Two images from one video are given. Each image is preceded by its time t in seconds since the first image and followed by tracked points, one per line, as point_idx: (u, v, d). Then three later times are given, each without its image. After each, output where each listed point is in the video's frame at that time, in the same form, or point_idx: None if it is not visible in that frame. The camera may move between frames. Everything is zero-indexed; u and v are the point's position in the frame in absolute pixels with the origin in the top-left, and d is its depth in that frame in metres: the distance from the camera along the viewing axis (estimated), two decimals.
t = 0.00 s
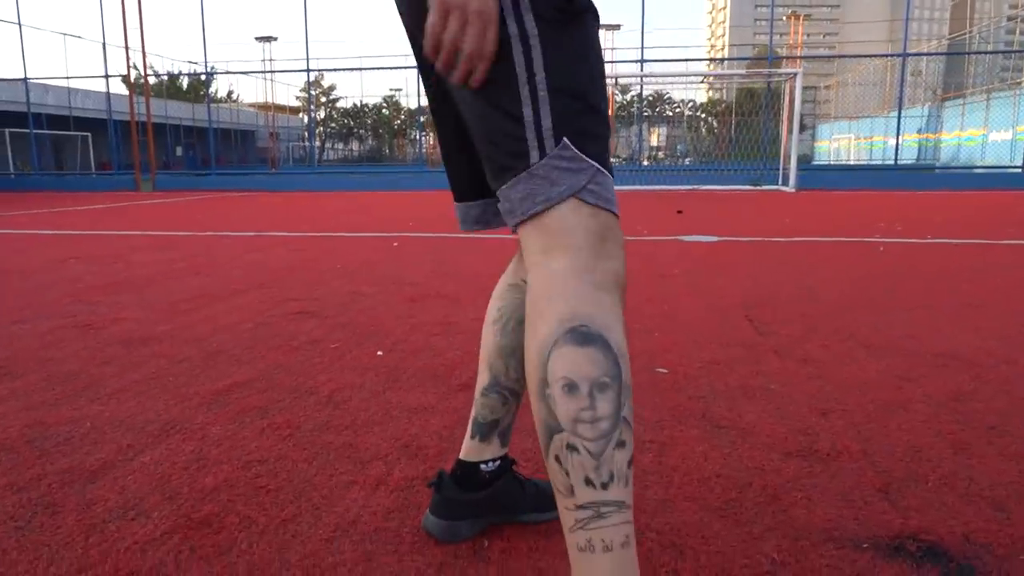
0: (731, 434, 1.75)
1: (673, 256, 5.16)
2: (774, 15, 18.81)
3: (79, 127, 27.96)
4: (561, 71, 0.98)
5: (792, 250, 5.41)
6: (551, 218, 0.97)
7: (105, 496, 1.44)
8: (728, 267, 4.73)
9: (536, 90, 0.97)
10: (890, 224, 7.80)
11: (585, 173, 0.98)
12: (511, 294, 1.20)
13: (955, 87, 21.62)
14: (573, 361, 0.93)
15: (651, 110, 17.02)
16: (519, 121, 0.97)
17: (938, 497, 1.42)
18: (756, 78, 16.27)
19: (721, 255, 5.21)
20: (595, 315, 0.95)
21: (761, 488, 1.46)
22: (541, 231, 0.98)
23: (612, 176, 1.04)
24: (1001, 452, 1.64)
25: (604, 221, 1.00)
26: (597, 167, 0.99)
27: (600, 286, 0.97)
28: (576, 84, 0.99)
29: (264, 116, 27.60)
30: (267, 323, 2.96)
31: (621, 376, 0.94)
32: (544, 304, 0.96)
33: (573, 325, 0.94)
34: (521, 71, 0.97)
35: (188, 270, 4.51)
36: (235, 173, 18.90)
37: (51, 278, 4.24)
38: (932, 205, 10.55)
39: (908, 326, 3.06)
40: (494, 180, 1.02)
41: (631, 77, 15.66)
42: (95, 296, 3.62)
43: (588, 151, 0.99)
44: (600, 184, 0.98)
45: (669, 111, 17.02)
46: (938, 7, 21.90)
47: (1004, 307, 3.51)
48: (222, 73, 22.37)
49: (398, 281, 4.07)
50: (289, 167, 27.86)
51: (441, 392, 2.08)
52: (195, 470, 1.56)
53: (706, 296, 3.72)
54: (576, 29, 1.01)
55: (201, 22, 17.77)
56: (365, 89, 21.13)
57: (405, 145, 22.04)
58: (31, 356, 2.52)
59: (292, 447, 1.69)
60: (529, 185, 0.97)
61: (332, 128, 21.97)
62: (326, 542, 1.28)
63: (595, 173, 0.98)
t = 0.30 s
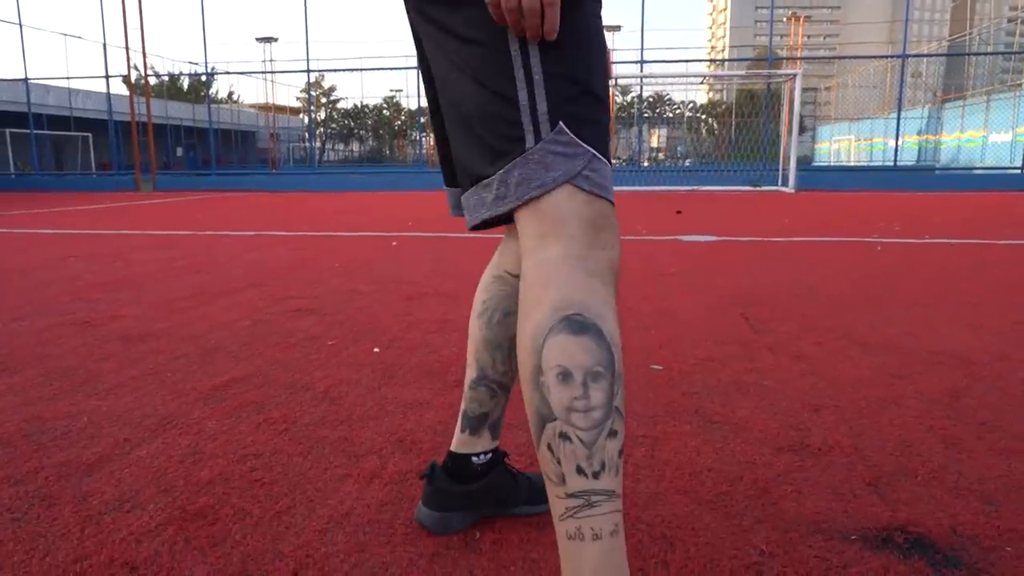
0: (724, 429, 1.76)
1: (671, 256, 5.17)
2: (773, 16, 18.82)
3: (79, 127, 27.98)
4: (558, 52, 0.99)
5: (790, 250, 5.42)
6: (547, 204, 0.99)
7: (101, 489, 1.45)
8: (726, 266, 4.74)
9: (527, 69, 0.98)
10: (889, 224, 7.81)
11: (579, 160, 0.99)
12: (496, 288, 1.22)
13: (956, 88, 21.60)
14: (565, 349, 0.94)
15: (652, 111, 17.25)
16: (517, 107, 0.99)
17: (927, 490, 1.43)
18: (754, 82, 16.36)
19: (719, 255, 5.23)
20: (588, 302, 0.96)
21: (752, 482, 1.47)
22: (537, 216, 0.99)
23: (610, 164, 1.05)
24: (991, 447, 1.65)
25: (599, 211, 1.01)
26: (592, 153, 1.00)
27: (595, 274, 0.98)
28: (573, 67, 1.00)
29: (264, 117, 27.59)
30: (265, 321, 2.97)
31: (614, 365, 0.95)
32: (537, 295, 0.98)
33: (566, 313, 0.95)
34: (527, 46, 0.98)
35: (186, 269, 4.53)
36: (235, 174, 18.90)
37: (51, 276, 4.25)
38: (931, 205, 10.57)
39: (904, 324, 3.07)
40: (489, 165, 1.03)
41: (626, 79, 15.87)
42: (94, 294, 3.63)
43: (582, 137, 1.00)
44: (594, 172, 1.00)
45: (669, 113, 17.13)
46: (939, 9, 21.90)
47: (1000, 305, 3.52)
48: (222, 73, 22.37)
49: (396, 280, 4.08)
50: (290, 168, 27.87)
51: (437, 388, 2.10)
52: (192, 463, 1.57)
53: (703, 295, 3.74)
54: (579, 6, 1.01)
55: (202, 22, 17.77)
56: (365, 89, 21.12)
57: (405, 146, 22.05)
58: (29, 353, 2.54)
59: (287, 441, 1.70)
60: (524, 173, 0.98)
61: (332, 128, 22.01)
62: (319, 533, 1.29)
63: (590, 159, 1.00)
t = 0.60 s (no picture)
0: (709, 440, 1.84)
1: (666, 262, 5.24)
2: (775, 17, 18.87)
3: (82, 128, 28.08)
4: (553, 90, 1.02)
5: (785, 256, 5.48)
6: (547, 238, 1.04)
7: (116, 498, 1.53)
8: (722, 273, 4.81)
9: (525, 108, 1.01)
10: (886, 228, 7.88)
11: (576, 195, 1.03)
12: (465, 312, 1.30)
13: (957, 89, 21.65)
14: (559, 378, 1.01)
15: (653, 112, 17.09)
16: (513, 144, 1.03)
17: (898, 500, 1.51)
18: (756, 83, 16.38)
19: (714, 261, 5.29)
20: (580, 331, 1.02)
21: (731, 492, 1.55)
22: (539, 249, 1.05)
23: (608, 195, 1.09)
24: (965, 457, 1.73)
25: (595, 245, 1.06)
26: (589, 189, 1.04)
27: (589, 307, 1.04)
28: (570, 101, 1.03)
29: (267, 119, 27.66)
30: (268, 330, 3.05)
31: (604, 394, 1.02)
32: (533, 326, 1.04)
33: (562, 343, 1.02)
34: (524, 81, 1.01)
35: (189, 276, 4.62)
36: (237, 175, 18.97)
37: (58, 283, 4.34)
38: (930, 209, 10.60)
39: (893, 333, 3.14)
40: (490, 198, 1.07)
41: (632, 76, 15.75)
42: (101, 302, 3.72)
43: (579, 173, 1.04)
44: (590, 206, 1.04)
45: (671, 113, 17.12)
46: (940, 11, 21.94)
47: (989, 312, 3.59)
48: (224, 75, 22.45)
49: (396, 287, 4.16)
50: (292, 169, 27.97)
51: (435, 398, 2.17)
52: (200, 473, 1.66)
53: (697, 303, 3.81)
54: (572, 42, 1.04)
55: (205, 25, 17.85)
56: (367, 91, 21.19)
57: (407, 147, 22.15)
58: (41, 362, 2.62)
59: (291, 451, 1.79)
60: (523, 212, 1.03)
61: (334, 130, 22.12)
62: (321, 541, 1.37)
63: (587, 193, 1.04)
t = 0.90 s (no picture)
0: (648, 491, 2.23)
1: (641, 298, 5.62)
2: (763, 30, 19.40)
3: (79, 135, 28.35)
4: (517, 278, 1.40)
5: (753, 290, 5.88)
6: (508, 381, 1.43)
7: (163, 545, 1.92)
8: (692, 309, 5.19)
9: (497, 290, 1.39)
10: (857, 255, 8.28)
11: (529, 351, 1.42)
12: (426, 407, 1.70)
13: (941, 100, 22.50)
14: (512, 485, 1.41)
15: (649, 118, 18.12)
16: (486, 314, 1.40)
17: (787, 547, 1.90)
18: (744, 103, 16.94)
19: (686, 296, 5.67)
20: (528, 450, 1.42)
21: (657, 539, 1.94)
22: (502, 389, 1.44)
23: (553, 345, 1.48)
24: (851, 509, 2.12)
25: (541, 386, 1.45)
26: (539, 346, 1.43)
27: (536, 432, 1.44)
28: (526, 283, 1.41)
29: (263, 125, 28.04)
30: (275, 377, 3.42)
31: (545, 496, 1.42)
32: (494, 444, 1.44)
33: (516, 459, 1.41)
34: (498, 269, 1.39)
35: (198, 312, 4.98)
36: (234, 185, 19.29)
37: (76, 321, 4.69)
38: (904, 230, 11.04)
39: (832, 377, 3.52)
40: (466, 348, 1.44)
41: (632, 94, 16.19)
42: (120, 344, 4.08)
43: (532, 335, 1.42)
44: (539, 359, 1.43)
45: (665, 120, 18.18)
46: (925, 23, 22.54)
47: (924, 354, 3.98)
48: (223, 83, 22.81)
49: (390, 326, 4.54)
50: (288, 177, 28.28)
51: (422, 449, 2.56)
52: (230, 522, 2.04)
53: (663, 344, 4.19)
54: (530, 240, 1.42)
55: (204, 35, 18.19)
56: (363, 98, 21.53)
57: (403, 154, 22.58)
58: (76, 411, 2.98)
59: (303, 501, 2.17)
60: (491, 363, 1.41)
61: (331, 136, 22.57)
62: None
63: (537, 349, 1.43)
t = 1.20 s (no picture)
0: (600, 521, 2.76)
1: (619, 331, 6.13)
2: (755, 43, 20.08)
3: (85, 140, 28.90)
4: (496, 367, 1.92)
5: (723, 321, 6.39)
6: (481, 446, 1.94)
7: (212, 566, 2.45)
8: (664, 342, 5.71)
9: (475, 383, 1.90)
10: (829, 279, 8.81)
11: (493, 423, 1.93)
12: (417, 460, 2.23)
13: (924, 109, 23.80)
14: (485, 518, 1.93)
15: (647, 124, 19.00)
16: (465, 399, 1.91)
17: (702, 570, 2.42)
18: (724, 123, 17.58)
19: (660, 328, 6.19)
20: (496, 493, 1.94)
21: (601, 562, 2.47)
22: (477, 450, 1.95)
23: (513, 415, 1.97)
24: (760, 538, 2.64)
25: (506, 446, 1.96)
26: (503, 419, 1.93)
27: (502, 481, 1.95)
28: (494, 375, 1.92)
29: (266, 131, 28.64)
30: (290, 413, 3.93)
31: (507, 526, 1.94)
32: (472, 490, 1.96)
33: (486, 501, 1.93)
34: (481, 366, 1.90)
35: (213, 345, 5.49)
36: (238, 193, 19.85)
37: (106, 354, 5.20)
38: (880, 249, 11.58)
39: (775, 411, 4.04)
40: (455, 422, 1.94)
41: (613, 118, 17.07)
42: (150, 379, 4.59)
43: (495, 413, 1.93)
44: (504, 427, 1.94)
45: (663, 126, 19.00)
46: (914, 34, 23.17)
47: (863, 389, 4.49)
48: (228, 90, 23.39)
49: (389, 360, 5.05)
50: (289, 183, 28.86)
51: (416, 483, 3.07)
52: (262, 546, 2.57)
53: (633, 379, 4.71)
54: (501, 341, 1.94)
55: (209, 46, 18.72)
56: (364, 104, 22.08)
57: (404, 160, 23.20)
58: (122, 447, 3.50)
59: (320, 528, 2.69)
60: (467, 434, 1.92)
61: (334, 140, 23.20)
62: None
63: (500, 420, 1.93)
